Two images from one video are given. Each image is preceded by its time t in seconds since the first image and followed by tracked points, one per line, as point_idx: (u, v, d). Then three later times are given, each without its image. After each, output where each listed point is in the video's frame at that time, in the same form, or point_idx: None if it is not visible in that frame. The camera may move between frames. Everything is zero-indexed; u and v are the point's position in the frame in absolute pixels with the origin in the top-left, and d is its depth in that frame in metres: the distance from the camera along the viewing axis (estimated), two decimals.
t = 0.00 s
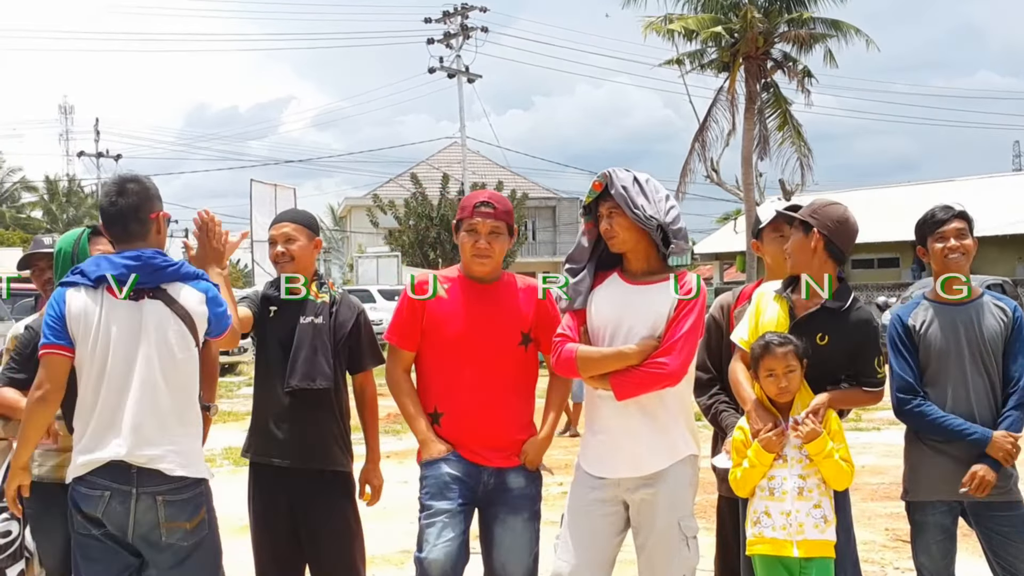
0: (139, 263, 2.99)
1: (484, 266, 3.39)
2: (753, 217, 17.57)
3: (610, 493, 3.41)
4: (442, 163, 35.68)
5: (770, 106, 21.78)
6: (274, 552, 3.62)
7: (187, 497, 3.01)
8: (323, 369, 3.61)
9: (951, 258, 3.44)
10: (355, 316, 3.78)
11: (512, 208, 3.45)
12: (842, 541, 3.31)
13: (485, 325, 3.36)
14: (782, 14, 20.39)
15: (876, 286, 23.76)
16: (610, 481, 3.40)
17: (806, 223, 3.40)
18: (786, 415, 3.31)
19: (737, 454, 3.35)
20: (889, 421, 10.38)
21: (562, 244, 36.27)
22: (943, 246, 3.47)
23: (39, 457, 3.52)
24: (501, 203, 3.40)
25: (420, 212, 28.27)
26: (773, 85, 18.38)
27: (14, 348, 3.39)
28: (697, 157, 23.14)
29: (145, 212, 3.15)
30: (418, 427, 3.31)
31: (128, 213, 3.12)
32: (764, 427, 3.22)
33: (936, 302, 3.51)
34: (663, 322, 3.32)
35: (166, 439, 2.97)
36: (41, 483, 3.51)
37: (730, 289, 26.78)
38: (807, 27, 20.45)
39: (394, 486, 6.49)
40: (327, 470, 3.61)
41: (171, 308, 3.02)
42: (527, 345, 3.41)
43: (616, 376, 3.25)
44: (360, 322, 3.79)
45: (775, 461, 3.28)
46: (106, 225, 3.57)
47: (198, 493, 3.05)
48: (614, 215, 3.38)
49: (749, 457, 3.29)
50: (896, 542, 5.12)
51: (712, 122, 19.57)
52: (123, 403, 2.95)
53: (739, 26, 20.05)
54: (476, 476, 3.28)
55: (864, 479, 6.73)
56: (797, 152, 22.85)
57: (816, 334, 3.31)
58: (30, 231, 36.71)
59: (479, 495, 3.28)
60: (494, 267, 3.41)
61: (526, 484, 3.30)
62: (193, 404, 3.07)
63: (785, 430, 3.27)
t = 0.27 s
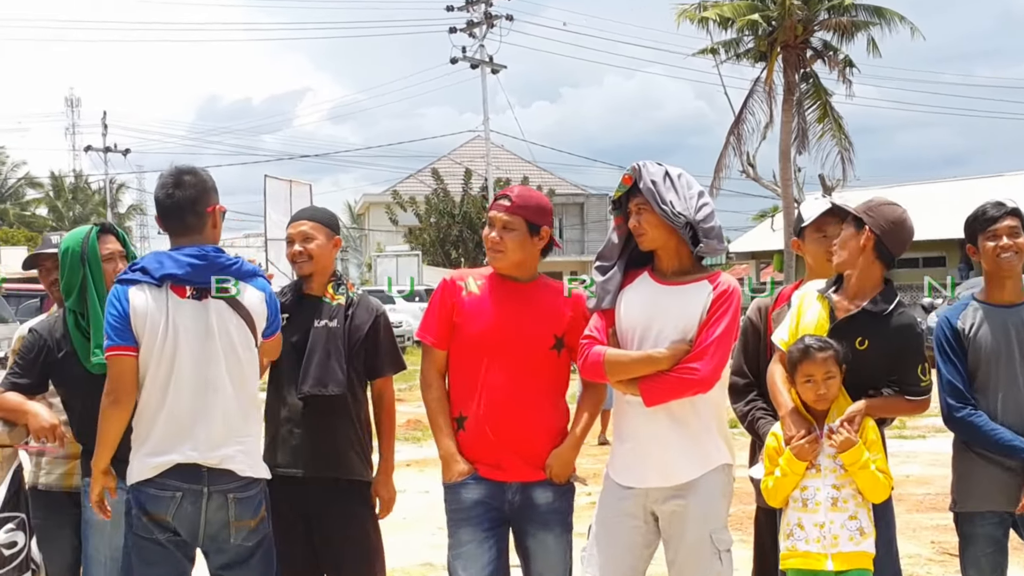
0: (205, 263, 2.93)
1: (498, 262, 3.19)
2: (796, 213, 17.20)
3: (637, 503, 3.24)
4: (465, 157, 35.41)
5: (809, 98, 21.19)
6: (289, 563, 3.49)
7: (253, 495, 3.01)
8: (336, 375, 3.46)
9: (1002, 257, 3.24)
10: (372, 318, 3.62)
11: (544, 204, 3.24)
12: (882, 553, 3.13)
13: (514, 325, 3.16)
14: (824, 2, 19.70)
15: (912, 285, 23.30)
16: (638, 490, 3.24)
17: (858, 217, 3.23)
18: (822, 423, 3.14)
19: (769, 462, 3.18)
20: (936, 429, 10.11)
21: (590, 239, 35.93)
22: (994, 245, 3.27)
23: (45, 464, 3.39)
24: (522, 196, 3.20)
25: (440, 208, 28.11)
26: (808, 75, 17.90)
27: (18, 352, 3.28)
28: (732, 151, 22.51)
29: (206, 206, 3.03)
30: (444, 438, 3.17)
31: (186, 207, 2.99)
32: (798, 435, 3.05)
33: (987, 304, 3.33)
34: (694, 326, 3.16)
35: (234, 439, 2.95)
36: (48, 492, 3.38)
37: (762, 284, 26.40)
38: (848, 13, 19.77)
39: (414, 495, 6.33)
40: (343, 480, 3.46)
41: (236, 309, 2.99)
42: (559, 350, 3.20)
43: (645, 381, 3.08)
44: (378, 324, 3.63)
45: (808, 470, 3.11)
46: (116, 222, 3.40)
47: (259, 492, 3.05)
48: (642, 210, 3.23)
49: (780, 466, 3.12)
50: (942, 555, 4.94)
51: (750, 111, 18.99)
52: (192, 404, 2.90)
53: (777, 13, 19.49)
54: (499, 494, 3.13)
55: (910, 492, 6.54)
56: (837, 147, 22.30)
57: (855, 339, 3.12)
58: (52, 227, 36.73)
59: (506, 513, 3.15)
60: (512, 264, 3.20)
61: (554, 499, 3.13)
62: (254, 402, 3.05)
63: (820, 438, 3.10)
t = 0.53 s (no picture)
0: (226, 261, 2.74)
1: (510, 258, 3.06)
2: (839, 207, 16.83)
3: (672, 516, 3.06)
4: (489, 151, 35.13)
5: (854, 86, 17.68)
6: None
7: (284, 501, 2.82)
8: (338, 379, 3.30)
9: None
10: (383, 316, 3.41)
11: (563, 196, 3.07)
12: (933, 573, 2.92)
13: (538, 325, 3.01)
14: None
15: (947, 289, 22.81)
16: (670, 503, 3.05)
17: (916, 212, 2.95)
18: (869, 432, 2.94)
19: (812, 472, 2.99)
20: (988, 439, 9.81)
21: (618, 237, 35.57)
22: None
23: (46, 473, 3.22)
24: (534, 189, 3.07)
25: (463, 204, 27.94)
26: (847, 66, 17.49)
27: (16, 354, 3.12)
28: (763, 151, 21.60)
29: (230, 200, 2.84)
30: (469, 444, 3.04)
31: (207, 201, 2.80)
32: (842, 441, 2.85)
33: None
34: (733, 329, 2.98)
35: (263, 443, 2.77)
36: (50, 501, 3.20)
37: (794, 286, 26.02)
38: None
39: (433, 507, 6.13)
40: (353, 489, 3.29)
41: (261, 309, 2.79)
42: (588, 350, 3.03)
43: (679, 387, 2.91)
44: (392, 322, 3.41)
45: (852, 481, 2.91)
46: (120, 217, 3.22)
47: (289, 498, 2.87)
48: (676, 206, 3.04)
49: (823, 476, 2.93)
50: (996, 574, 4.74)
51: (787, 102, 17.85)
52: (218, 407, 2.72)
53: None
54: (528, 508, 2.99)
55: (962, 508, 6.31)
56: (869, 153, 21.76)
57: (909, 342, 2.91)
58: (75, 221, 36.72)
59: (536, 527, 3.00)
60: (527, 261, 3.05)
61: (586, 512, 2.97)
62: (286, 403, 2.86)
63: (866, 447, 2.90)
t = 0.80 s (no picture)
0: (212, 262, 2.67)
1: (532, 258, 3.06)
2: (867, 205, 16.63)
3: (695, 521, 2.99)
4: (508, 147, 35.04)
5: (882, 82, 17.58)
6: None
7: (285, 505, 2.76)
8: (363, 380, 3.24)
9: None
10: (402, 315, 3.35)
11: (580, 192, 3.04)
12: None
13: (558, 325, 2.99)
14: None
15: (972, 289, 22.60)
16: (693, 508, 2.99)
17: (953, 208, 2.91)
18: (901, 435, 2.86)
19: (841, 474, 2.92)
20: (1019, 442, 9.70)
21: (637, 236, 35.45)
22: None
23: (60, 474, 3.17)
24: (550, 187, 3.05)
25: (482, 201, 27.93)
26: (874, 61, 17.34)
27: (29, 351, 3.06)
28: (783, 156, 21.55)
29: (221, 197, 2.78)
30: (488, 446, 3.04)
31: (197, 200, 2.76)
32: (868, 440, 2.79)
33: None
34: (758, 330, 2.90)
35: (264, 446, 2.72)
36: (63, 503, 3.15)
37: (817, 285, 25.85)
38: None
39: (450, 511, 6.06)
40: (373, 493, 3.24)
41: (254, 310, 2.70)
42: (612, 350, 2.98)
43: (704, 390, 2.86)
44: (411, 321, 3.36)
45: (881, 485, 2.84)
46: (135, 215, 3.19)
47: (293, 503, 2.81)
48: (700, 204, 2.98)
49: (850, 475, 2.86)
50: None
51: (814, 99, 17.70)
52: (215, 411, 2.68)
53: None
54: (550, 512, 2.96)
55: (993, 512, 6.23)
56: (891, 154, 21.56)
57: (943, 337, 2.84)
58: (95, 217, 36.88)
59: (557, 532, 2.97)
60: (548, 261, 3.04)
61: (609, 519, 2.94)
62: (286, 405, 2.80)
63: (895, 448, 2.83)
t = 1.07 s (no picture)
0: (193, 269, 2.74)
1: (566, 262, 3.10)
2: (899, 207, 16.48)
3: (724, 524, 2.98)
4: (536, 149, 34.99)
5: (913, 84, 17.42)
6: None
7: (284, 520, 2.84)
8: (398, 382, 3.22)
9: None
10: (434, 316, 3.35)
11: (613, 195, 3.08)
12: None
13: (590, 329, 3.01)
14: None
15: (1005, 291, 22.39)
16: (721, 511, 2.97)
17: (983, 209, 2.88)
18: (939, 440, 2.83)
19: (878, 478, 2.91)
20: None
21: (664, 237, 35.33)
22: None
23: (93, 474, 3.19)
24: (583, 191, 3.09)
25: (511, 204, 27.94)
26: (905, 63, 17.23)
27: (60, 352, 3.08)
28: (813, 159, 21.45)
29: (211, 204, 2.87)
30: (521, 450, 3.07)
31: (189, 210, 2.86)
32: (907, 442, 2.77)
33: None
34: (786, 337, 2.88)
35: (258, 458, 2.79)
36: (96, 504, 3.18)
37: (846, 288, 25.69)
38: None
39: (478, 514, 6.05)
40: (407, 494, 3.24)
41: (238, 315, 2.76)
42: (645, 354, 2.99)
43: (732, 397, 2.84)
44: (444, 321, 3.36)
45: (916, 491, 2.82)
46: (165, 219, 3.21)
47: (295, 513, 2.89)
48: (729, 207, 2.97)
49: (889, 477, 2.85)
50: None
51: (846, 101, 17.59)
52: (201, 424, 2.79)
53: None
54: (582, 518, 2.98)
55: None
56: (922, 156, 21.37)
57: (974, 339, 2.82)
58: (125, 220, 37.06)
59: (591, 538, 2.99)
60: (583, 263, 3.08)
61: (641, 524, 2.95)
62: (283, 415, 2.86)
63: (934, 453, 2.80)
